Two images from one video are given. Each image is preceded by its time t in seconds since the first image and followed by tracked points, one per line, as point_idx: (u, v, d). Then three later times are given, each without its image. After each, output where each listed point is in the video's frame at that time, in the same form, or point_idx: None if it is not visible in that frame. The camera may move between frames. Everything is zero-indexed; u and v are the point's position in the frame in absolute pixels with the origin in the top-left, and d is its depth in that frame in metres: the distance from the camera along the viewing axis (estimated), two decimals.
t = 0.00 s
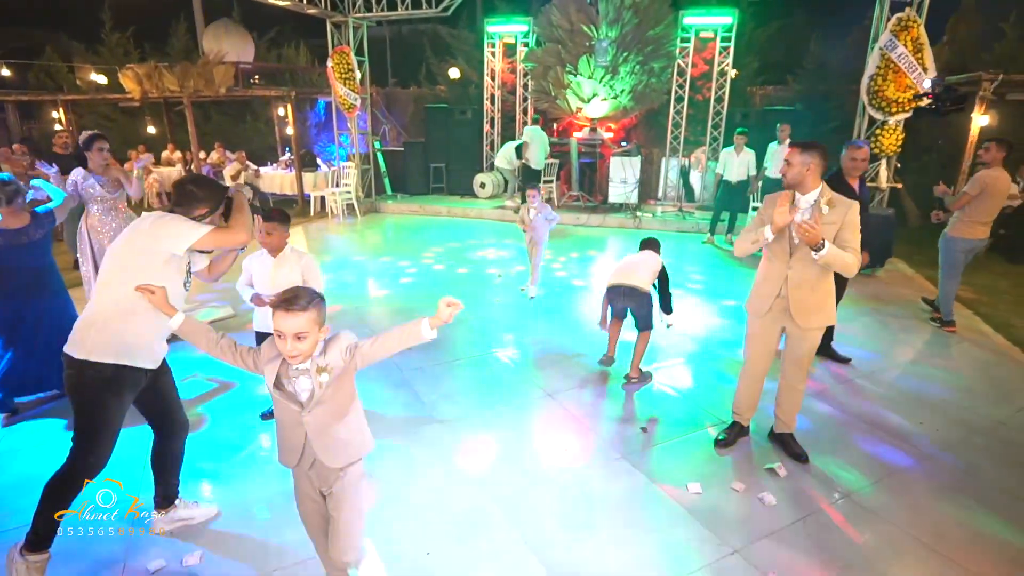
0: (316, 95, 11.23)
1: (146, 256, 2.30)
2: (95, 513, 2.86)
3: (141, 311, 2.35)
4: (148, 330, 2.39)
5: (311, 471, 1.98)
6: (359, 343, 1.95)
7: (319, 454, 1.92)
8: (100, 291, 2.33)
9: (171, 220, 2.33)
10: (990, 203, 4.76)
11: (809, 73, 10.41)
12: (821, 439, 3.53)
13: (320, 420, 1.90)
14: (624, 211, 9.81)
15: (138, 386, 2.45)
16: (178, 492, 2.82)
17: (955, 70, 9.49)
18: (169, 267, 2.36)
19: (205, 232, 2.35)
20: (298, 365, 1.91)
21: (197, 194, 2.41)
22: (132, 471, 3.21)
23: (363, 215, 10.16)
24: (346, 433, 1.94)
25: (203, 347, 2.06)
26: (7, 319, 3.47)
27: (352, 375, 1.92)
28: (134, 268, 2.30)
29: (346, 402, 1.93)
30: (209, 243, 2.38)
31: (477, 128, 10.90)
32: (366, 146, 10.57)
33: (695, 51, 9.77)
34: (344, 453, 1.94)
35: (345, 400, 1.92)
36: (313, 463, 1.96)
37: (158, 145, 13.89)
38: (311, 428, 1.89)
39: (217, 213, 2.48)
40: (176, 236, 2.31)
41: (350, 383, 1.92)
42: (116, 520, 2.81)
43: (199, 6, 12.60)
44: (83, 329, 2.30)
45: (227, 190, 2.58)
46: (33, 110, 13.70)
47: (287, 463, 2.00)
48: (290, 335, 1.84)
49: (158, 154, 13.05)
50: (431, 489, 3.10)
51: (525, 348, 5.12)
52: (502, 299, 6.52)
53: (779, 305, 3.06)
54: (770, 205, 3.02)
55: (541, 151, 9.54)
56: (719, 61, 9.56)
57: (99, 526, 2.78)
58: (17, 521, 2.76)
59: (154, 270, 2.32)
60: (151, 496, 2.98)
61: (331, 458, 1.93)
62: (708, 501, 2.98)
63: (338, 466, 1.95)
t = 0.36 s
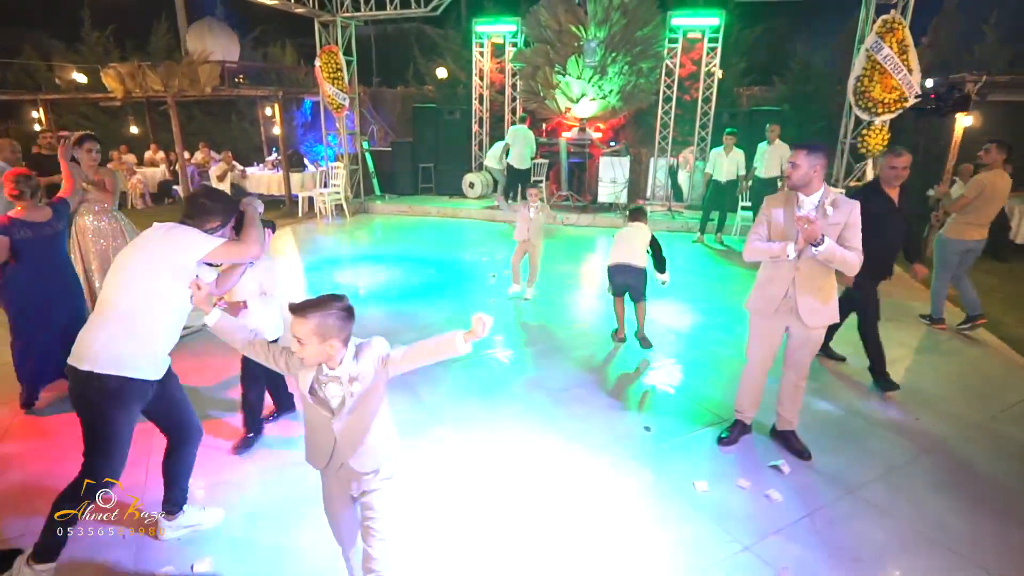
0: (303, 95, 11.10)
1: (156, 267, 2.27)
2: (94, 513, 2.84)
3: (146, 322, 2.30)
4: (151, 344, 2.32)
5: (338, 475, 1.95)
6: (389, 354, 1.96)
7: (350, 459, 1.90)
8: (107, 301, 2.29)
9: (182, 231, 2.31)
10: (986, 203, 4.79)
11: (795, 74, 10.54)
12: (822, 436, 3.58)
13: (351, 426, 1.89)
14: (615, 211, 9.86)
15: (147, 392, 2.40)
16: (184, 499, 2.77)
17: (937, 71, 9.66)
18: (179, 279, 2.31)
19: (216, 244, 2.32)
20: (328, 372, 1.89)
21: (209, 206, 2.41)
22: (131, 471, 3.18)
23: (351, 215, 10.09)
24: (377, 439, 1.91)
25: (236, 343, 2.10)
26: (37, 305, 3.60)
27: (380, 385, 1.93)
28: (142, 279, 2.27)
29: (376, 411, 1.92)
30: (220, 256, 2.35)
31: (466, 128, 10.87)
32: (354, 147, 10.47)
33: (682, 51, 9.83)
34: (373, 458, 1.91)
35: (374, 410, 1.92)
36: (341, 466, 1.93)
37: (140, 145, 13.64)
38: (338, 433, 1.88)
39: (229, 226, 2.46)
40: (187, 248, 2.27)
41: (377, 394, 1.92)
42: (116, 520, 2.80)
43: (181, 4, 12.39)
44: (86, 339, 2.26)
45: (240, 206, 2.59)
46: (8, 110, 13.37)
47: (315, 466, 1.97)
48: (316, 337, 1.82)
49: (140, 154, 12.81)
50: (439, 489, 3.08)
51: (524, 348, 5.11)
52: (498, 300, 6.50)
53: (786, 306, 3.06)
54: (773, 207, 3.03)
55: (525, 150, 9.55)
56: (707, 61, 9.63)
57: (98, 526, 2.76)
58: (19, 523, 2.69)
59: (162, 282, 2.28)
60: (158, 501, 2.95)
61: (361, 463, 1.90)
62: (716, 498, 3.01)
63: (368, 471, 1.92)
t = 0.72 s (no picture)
0: (299, 95, 11.02)
1: (171, 273, 2.21)
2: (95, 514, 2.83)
3: (163, 331, 2.24)
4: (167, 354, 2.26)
5: (382, 484, 1.93)
6: (438, 367, 1.90)
7: (392, 470, 1.87)
8: (122, 309, 2.24)
9: (200, 236, 2.27)
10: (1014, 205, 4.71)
11: (792, 73, 10.59)
12: (838, 434, 3.59)
13: (393, 438, 1.85)
14: (614, 210, 9.88)
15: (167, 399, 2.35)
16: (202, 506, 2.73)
17: (934, 70, 9.73)
18: (195, 287, 2.26)
19: (235, 250, 2.27)
20: (377, 376, 1.86)
21: (228, 212, 2.39)
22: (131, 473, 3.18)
23: (350, 216, 10.03)
24: (421, 453, 1.86)
25: (294, 344, 2.07)
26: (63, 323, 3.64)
27: (426, 398, 1.86)
28: (159, 286, 2.21)
29: (421, 423, 1.87)
30: (237, 264, 2.29)
31: (464, 127, 10.83)
32: (352, 146, 10.41)
33: (681, 50, 9.84)
34: (416, 471, 1.86)
35: (419, 423, 1.86)
36: (384, 476, 1.91)
37: (133, 145, 13.49)
38: (385, 441, 1.85)
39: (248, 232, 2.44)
40: (204, 254, 2.22)
41: (421, 406, 1.85)
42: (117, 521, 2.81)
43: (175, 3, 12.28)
44: (102, 349, 2.20)
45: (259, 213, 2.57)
46: None
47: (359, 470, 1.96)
48: (361, 335, 1.79)
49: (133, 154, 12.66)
50: (460, 494, 3.05)
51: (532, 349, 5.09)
52: (505, 300, 6.49)
53: (805, 305, 3.05)
54: (792, 206, 3.03)
55: (516, 150, 9.52)
56: (705, 60, 9.65)
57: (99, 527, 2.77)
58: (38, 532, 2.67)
59: (179, 289, 2.23)
60: (176, 507, 2.92)
61: (403, 477, 1.86)
62: (738, 498, 3.01)
63: (410, 483, 1.88)
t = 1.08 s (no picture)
0: (297, 94, 10.97)
1: (183, 272, 2.15)
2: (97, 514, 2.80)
3: (172, 332, 2.17)
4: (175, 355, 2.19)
5: (444, 489, 1.90)
6: (509, 379, 1.86)
7: (458, 477, 1.84)
8: (130, 309, 2.17)
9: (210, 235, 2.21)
10: None
11: (790, 73, 10.64)
12: (850, 432, 3.60)
13: (464, 446, 1.81)
14: (614, 209, 9.90)
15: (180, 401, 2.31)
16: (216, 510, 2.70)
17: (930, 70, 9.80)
18: (206, 286, 2.20)
19: (246, 249, 2.19)
20: (449, 382, 1.82)
21: (238, 211, 2.36)
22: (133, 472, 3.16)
23: (349, 216, 9.99)
24: (490, 463, 1.82)
25: (366, 348, 1.95)
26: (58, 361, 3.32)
27: (495, 406, 1.83)
28: (167, 285, 2.15)
29: (490, 431, 1.84)
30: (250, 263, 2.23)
31: (463, 127, 10.82)
32: (351, 146, 10.37)
33: (679, 49, 9.85)
34: (483, 479, 1.82)
35: (488, 431, 1.82)
36: (453, 485, 1.87)
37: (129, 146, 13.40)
38: (455, 449, 1.82)
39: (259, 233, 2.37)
40: (215, 253, 2.16)
41: (491, 414, 1.82)
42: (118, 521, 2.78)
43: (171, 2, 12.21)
44: (109, 349, 2.14)
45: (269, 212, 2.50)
46: None
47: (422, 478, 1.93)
48: (431, 340, 1.74)
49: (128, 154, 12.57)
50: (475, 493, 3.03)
51: (539, 348, 5.08)
52: (511, 299, 6.47)
53: (815, 303, 3.06)
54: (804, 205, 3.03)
55: (518, 149, 9.50)
56: (703, 60, 9.69)
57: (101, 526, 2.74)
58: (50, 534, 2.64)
59: (190, 289, 2.17)
60: (189, 511, 2.90)
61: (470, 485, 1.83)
62: (753, 495, 3.02)
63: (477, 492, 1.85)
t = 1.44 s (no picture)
0: (291, 95, 10.92)
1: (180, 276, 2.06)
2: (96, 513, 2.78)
3: (173, 337, 2.09)
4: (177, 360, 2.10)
5: (476, 489, 1.91)
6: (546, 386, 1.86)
7: (492, 480, 1.84)
8: (127, 314, 2.09)
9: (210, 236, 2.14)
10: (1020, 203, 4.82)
11: (782, 73, 10.75)
12: (853, 428, 3.65)
13: (500, 450, 1.82)
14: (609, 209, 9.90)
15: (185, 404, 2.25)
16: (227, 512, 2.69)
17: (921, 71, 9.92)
18: (204, 291, 2.11)
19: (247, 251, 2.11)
20: (487, 382, 1.84)
21: (237, 213, 2.27)
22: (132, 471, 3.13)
23: (344, 217, 9.96)
24: (522, 466, 1.83)
25: (405, 346, 1.97)
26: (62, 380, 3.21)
27: (532, 411, 1.83)
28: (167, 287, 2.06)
29: (526, 435, 1.84)
30: (249, 267, 2.13)
31: (457, 128, 10.83)
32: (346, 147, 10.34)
33: (674, 50, 9.92)
34: (519, 483, 1.81)
35: (524, 436, 1.82)
36: (486, 488, 1.88)
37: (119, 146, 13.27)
38: (490, 449, 1.83)
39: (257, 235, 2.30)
40: (217, 255, 2.08)
41: (526, 419, 1.82)
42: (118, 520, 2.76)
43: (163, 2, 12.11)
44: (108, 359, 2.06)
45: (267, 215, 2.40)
46: None
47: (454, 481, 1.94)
48: (472, 340, 1.76)
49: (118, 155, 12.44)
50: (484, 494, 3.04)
51: (542, 348, 5.09)
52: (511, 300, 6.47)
53: (825, 302, 3.10)
54: (816, 205, 3.07)
55: (518, 150, 9.52)
56: (697, 61, 9.74)
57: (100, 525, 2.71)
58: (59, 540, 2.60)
59: (189, 294, 2.08)
60: (198, 516, 2.89)
61: (506, 487, 1.84)
62: (761, 491, 3.05)
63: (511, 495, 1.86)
